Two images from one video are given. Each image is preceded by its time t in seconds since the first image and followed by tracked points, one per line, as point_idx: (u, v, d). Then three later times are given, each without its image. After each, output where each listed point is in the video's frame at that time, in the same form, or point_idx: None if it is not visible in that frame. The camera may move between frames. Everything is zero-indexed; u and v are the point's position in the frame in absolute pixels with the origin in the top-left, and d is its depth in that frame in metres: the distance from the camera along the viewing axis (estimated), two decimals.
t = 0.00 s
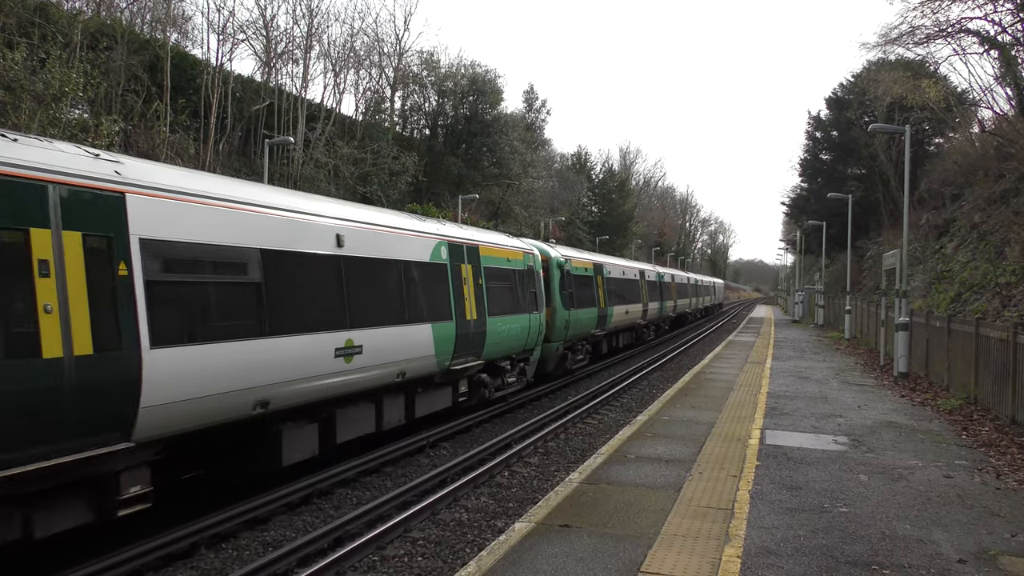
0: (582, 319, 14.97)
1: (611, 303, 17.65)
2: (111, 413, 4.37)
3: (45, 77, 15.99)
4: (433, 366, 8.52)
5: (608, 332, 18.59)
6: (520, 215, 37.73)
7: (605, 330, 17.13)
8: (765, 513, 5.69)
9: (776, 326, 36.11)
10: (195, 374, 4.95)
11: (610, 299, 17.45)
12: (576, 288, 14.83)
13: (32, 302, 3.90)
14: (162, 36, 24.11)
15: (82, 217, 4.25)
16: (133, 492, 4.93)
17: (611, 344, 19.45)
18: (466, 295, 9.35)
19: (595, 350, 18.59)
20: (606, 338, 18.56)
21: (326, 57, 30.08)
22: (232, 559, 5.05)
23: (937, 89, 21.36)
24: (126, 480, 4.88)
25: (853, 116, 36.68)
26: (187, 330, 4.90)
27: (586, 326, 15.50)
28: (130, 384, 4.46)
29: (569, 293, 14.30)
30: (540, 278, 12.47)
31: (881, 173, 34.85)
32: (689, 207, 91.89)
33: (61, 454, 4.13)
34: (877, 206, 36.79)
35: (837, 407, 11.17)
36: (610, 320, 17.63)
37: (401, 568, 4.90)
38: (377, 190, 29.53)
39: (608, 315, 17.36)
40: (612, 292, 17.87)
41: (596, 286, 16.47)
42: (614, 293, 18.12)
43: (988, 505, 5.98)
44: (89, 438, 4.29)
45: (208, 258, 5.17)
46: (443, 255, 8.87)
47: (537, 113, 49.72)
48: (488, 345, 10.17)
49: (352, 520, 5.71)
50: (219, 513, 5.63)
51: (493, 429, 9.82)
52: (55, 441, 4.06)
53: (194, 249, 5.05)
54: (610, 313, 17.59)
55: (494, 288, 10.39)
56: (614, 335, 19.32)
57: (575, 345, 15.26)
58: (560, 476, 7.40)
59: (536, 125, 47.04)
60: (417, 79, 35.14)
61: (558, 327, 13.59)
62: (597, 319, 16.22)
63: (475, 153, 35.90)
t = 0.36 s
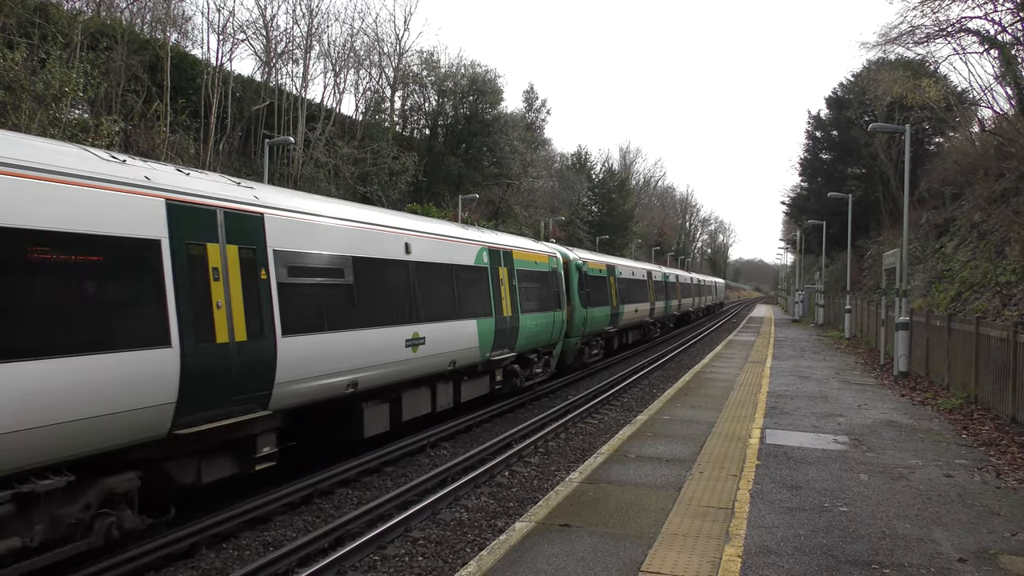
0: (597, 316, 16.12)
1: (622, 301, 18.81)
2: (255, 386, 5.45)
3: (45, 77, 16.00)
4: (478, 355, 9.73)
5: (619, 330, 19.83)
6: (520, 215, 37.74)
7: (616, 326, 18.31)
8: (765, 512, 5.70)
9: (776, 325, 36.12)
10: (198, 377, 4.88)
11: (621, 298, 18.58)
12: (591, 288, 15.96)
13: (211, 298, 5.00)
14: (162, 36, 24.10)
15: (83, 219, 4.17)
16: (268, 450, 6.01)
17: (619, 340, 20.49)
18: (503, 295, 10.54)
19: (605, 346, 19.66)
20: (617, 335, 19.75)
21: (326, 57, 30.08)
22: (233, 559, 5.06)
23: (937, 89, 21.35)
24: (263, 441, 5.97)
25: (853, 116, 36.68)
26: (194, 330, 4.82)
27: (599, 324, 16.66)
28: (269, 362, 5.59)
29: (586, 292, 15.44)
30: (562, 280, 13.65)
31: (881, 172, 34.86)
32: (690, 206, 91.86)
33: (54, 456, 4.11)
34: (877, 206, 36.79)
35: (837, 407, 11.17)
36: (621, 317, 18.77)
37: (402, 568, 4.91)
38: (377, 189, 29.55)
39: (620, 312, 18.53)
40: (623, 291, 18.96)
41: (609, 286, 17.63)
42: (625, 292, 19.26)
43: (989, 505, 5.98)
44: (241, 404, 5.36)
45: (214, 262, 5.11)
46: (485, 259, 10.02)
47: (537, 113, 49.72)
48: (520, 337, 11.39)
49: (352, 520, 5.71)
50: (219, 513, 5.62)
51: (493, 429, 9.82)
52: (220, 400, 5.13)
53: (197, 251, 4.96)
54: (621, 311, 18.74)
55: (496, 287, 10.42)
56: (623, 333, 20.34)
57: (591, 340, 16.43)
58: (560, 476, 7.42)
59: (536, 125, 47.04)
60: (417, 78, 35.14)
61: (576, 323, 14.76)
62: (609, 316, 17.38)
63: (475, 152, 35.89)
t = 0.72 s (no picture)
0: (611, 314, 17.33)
1: (632, 299, 20.00)
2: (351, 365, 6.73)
3: (45, 77, 16.02)
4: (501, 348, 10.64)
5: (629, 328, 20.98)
6: (520, 214, 37.74)
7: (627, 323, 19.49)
8: (766, 511, 5.70)
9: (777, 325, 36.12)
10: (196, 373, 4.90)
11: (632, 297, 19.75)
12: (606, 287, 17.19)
13: (324, 296, 6.32)
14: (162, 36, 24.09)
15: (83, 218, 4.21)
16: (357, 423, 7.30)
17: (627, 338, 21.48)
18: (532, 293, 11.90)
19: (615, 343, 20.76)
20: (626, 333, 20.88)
21: (326, 57, 30.10)
22: (233, 559, 5.06)
23: (937, 88, 21.34)
24: (352, 413, 7.27)
25: (853, 115, 36.68)
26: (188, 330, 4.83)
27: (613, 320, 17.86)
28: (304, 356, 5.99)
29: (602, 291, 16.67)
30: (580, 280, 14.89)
31: (881, 171, 34.84)
32: (690, 206, 91.84)
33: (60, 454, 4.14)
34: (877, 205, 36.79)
35: (837, 406, 11.17)
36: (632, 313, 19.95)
37: (403, 567, 4.91)
38: (378, 189, 29.56)
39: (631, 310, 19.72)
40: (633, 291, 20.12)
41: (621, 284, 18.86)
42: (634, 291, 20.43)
43: (989, 504, 5.98)
44: (341, 382, 6.61)
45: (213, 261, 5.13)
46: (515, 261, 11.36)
47: (537, 113, 49.72)
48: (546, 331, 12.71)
49: (353, 519, 5.72)
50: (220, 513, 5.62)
51: (493, 429, 9.83)
52: (327, 376, 6.33)
53: (194, 249, 4.97)
54: (632, 308, 19.94)
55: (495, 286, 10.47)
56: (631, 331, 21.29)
57: (605, 336, 17.75)
58: (561, 475, 7.42)
59: (536, 125, 47.05)
60: (417, 78, 35.14)
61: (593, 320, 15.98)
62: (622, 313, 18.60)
63: (475, 152, 35.90)
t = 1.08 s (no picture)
0: (623, 311, 18.50)
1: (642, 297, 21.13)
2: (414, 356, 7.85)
3: (46, 77, 16.02)
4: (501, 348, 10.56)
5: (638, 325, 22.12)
6: (520, 214, 37.76)
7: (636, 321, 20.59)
8: (766, 511, 5.69)
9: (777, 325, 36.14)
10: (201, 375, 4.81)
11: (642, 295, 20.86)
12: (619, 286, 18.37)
13: (400, 295, 7.50)
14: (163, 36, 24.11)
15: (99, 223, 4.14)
16: (421, 403, 8.59)
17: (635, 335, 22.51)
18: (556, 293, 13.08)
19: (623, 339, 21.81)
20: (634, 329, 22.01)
21: (326, 56, 30.13)
22: (233, 559, 5.06)
23: (938, 88, 21.33)
24: (418, 395, 8.54)
25: (853, 115, 36.67)
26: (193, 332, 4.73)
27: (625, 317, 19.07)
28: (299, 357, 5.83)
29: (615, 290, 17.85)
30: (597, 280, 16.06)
31: (882, 171, 34.83)
32: (691, 206, 91.86)
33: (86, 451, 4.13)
34: (878, 205, 36.79)
35: (838, 406, 11.17)
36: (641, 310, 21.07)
37: (404, 567, 4.91)
38: (378, 189, 29.58)
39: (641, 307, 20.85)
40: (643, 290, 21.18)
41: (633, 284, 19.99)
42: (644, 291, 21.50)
43: (989, 504, 5.98)
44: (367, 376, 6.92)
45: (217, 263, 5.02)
46: (541, 263, 12.54)
47: (537, 112, 49.75)
48: (569, 327, 14.01)
49: (354, 519, 5.72)
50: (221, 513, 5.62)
51: (494, 429, 9.84)
52: (322, 375, 6.18)
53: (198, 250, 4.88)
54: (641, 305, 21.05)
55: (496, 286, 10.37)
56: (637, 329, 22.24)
57: (617, 333, 18.91)
58: (561, 475, 7.42)
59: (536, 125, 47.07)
60: (418, 78, 35.16)
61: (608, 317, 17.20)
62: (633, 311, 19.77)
63: (475, 152, 35.91)
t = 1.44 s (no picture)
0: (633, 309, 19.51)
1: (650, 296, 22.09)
2: (464, 347, 9.19)
3: (45, 77, 16.01)
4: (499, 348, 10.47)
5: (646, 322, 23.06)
6: (520, 214, 37.75)
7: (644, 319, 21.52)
8: (766, 511, 5.69)
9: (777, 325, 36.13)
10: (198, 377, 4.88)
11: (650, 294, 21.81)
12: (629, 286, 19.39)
13: (456, 294, 8.95)
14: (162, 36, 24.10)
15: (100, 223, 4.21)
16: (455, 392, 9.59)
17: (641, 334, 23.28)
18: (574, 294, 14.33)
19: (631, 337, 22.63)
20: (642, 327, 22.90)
21: (326, 57, 30.14)
22: (233, 559, 5.06)
23: (937, 87, 21.31)
24: (467, 380, 9.96)
25: (853, 115, 36.69)
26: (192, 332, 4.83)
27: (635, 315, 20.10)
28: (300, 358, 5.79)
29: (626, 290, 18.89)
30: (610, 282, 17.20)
31: (882, 171, 34.83)
32: (691, 206, 91.89)
33: (80, 450, 4.13)
34: (878, 204, 36.81)
35: (839, 406, 11.16)
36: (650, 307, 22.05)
37: (404, 567, 4.91)
38: (378, 189, 29.54)
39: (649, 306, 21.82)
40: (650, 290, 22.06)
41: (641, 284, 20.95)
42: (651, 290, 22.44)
43: (989, 503, 5.97)
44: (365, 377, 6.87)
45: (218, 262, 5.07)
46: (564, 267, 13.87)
47: (537, 112, 49.76)
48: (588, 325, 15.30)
49: (354, 519, 5.72)
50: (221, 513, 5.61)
51: (494, 429, 9.83)
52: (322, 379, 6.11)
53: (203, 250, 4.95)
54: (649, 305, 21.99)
55: (495, 287, 10.33)
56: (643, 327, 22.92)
57: (628, 331, 19.96)
58: (561, 475, 7.42)
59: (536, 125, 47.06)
60: (418, 78, 35.16)
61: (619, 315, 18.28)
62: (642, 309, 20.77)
63: (475, 152, 35.89)
